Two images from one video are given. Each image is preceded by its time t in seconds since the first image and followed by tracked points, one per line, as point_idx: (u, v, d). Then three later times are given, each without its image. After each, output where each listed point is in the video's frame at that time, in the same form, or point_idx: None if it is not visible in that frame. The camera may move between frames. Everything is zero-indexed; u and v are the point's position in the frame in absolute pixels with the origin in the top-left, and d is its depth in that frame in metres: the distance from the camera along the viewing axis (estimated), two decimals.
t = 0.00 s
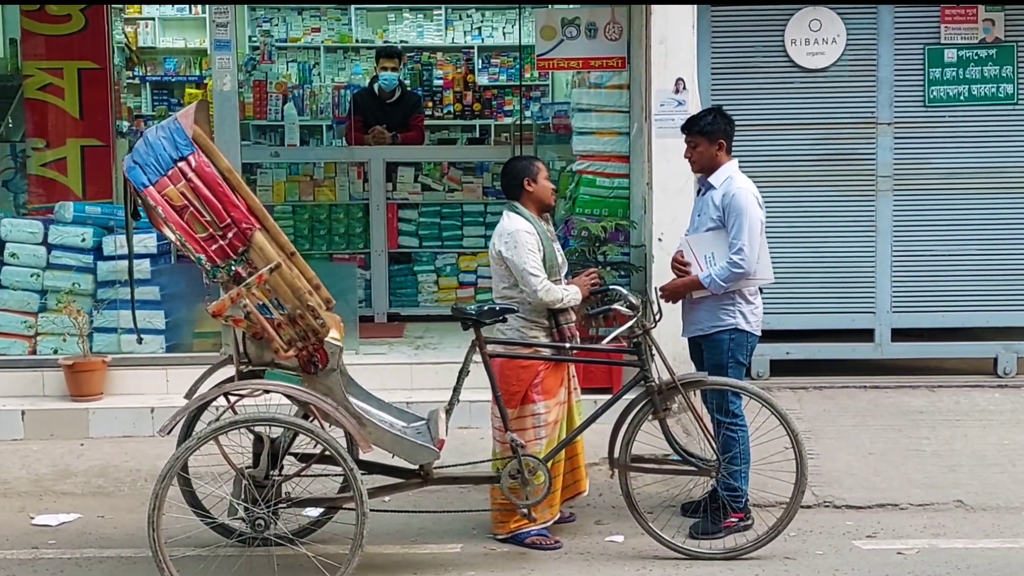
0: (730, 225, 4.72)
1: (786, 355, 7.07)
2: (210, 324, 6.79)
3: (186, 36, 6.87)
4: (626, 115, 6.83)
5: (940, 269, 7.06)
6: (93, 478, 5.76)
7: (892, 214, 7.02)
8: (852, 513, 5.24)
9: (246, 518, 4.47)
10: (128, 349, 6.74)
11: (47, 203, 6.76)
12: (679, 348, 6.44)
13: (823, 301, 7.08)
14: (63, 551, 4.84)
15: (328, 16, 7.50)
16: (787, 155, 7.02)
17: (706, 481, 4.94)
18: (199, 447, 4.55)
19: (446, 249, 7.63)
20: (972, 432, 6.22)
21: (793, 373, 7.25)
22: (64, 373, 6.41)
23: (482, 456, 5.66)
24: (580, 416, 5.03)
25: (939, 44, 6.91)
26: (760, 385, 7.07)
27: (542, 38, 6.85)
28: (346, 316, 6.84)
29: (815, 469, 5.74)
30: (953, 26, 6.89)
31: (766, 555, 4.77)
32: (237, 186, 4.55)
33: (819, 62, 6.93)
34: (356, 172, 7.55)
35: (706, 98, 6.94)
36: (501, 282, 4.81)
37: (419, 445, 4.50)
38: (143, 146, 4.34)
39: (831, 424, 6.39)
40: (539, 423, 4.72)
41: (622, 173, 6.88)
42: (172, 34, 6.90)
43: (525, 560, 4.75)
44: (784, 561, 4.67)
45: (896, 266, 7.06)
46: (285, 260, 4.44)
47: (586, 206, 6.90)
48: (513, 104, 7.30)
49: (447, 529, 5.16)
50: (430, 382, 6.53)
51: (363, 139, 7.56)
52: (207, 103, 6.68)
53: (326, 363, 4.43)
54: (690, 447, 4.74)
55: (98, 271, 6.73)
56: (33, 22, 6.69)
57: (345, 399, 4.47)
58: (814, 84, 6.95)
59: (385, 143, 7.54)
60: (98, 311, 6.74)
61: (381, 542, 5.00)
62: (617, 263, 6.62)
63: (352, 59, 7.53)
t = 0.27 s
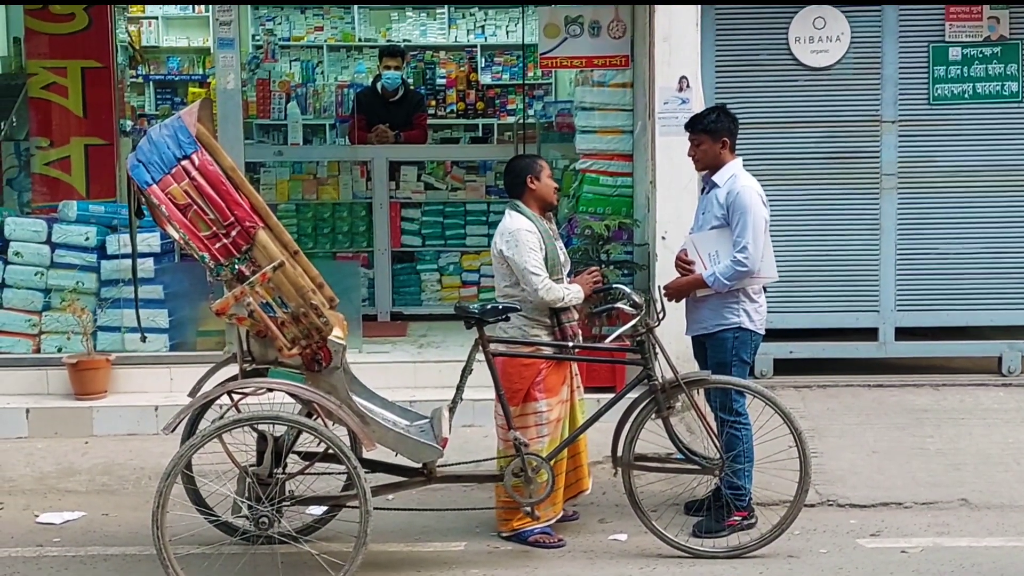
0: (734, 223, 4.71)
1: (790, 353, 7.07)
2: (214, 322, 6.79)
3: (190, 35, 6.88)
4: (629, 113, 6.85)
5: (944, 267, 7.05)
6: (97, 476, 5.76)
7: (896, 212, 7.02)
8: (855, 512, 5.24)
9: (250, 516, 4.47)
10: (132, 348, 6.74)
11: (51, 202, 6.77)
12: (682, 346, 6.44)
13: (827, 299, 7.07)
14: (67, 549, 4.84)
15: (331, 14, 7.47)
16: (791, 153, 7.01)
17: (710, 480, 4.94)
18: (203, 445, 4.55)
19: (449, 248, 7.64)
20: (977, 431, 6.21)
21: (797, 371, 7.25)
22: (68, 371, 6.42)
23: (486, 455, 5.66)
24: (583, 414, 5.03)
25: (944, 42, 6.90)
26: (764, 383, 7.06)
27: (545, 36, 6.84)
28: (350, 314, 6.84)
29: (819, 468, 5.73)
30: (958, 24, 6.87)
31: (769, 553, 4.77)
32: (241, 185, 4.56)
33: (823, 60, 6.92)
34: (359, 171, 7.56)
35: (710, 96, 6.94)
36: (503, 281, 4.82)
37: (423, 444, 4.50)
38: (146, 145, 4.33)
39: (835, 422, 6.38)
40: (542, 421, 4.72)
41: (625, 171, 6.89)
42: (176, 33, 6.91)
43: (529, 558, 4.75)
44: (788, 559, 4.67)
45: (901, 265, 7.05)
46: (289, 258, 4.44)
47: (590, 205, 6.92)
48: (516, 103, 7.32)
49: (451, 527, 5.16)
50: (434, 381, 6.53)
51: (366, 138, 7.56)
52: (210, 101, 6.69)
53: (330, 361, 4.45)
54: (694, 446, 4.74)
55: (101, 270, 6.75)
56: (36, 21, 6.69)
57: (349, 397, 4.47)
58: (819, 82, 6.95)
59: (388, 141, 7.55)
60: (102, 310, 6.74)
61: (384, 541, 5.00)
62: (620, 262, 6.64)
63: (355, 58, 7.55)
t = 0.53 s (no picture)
0: (738, 222, 4.72)
1: (793, 353, 7.07)
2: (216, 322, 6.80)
3: (193, 35, 6.85)
4: (632, 113, 6.83)
5: (947, 267, 7.05)
6: (100, 476, 5.76)
7: (899, 212, 7.02)
8: (858, 512, 5.23)
9: (252, 516, 4.46)
10: (134, 347, 6.75)
11: (54, 202, 6.77)
12: (685, 346, 6.44)
13: (830, 300, 7.07)
14: (69, 548, 4.85)
15: (334, 15, 7.47)
16: (793, 154, 7.01)
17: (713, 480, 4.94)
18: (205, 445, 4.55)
19: (451, 248, 7.64)
20: (979, 431, 6.21)
21: (800, 371, 7.25)
22: (71, 371, 6.42)
23: (489, 454, 5.67)
24: (585, 414, 5.03)
25: (947, 42, 6.90)
26: (767, 383, 7.06)
27: (548, 37, 6.84)
28: (353, 314, 6.85)
29: (821, 468, 5.73)
30: (961, 24, 6.88)
31: (772, 553, 4.77)
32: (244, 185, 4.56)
33: (826, 60, 6.92)
34: (362, 171, 7.58)
35: (713, 96, 6.94)
36: (506, 280, 4.82)
37: (425, 443, 4.50)
38: (150, 144, 4.34)
39: (838, 423, 6.38)
40: (544, 420, 4.72)
41: (628, 171, 6.88)
42: (179, 33, 6.87)
43: (531, 558, 4.75)
44: (790, 559, 4.66)
45: (904, 265, 7.05)
46: (291, 258, 4.44)
47: (592, 205, 6.91)
48: (519, 103, 7.32)
49: (454, 527, 5.16)
50: (437, 380, 6.53)
51: (369, 139, 7.59)
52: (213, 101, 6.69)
53: (332, 361, 4.45)
54: (696, 446, 4.73)
55: (104, 269, 6.75)
56: (40, 21, 6.70)
57: (351, 397, 4.47)
58: (821, 82, 6.95)
59: (391, 141, 7.58)
60: (105, 310, 6.75)
61: (387, 540, 5.00)
62: (623, 262, 6.64)
63: (358, 58, 7.54)
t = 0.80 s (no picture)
0: (741, 222, 4.72)
1: (795, 353, 7.07)
2: (219, 322, 6.80)
3: (196, 35, 6.87)
4: (635, 114, 6.83)
5: (950, 267, 7.05)
6: (103, 476, 5.77)
7: (902, 212, 7.02)
8: (861, 512, 5.23)
9: (255, 516, 4.46)
10: (137, 347, 6.76)
11: (56, 202, 6.77)
12: (688, 346, 6.45)
13: (833, 299, 7.07)
14: (73, 549, 4.85)
15: (337, 15, 7.47)
16: (796, 154, 7.01)
17: (716, 480, 4.93)
18: (208, 445, 4.55)
19: (454, 248, 7.64)
20: (982, 431, 6.21)
21: (803, 372, 7.25)
22: (73, 371, 6.43)
23: (492, 454, 5.67)
24: (587, 414, 5.03)
25: (949, 43, 6.90)
26: (769, 383, 7.06)
27: (551, 37, 6.85)
28: (355, 315, 6.85)
29: (824, 468, 5.73)
30: (963, 24, 6.88)
31: (775, 553, 4.77)
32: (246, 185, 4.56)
33: (829, 60, 6.93)
34: (365, 171, 7.59)
35: (716, 96, 6.95)
36: (508, 280, 4.82)
37: (428, 443, 4.49)
38: (152, 144, 4.34)
39: (840, 423, 6.38)
40: (546, 420, 4.72)
41: (630, 171, 6.88)
42: (182, 33, 6.88)
43: (534, 558, 4.75)
44: (793, 559, 4.66)
45: (906, 265, 7.05)
46: (294, 258, 4.45)
47: (595, 205, 6.91)
48: (522, 103, 7.34)
49: (457, 527, 5.16)
50: (440, 381, 6.53)
51: (372, 139, 7.59)
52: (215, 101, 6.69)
53: (335, 361, 4.44)
54: (699, 445, 4.73)
55: (107, 270, 6.75)
56: (43, 22, 6.72)
57: (353, 397, 4.46)
58: (824, 82, 6.95)
59: (393, 141, 7.57)
60: (108, 310, 6.76)
61: (390, 540, 5.00)
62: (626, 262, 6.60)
63: (360, 58, 7.54)
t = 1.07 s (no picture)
0: (744, 223, 4.72)
1: (798, 354, 7.07)
2: (222, 323, 6.81)
3: (198, 36, 6.91)
4: (637, 115, 6.84)
5: (952, 268, 7.05)
6: (106, 477, 5.77)
7: (904, 213, 7.02)
8: (863, 513, 5.23)
9: (258, 517, 4.46)
10: (140, 348, 6.76)
11: (60, 202, 6.79)
12: (690, 347, 6.45)
13: (836, 300, 7.07)
14: (75, 549, 4.85)
15: (339, 16, 7.55)
16: (798, 154, 7.01)
17: (718, 480, 4.93)
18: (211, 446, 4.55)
19: (457, 248, 7.64)
20: (985, 432, 6.20)
21: (805, 372, 7.25)
22: (76, 372, 6.44)
23: (494, 455, 5.67)
24: (590, 414, 5.02)
25: (951, 43, 6.90)
26: (772, 384, 7.06)
27: (554, 38, 6.85)
28: (358, 315, 6.86)
29: (826, 469, 5.73)
30: (966, 25, 6.88)
31: (777, 554, 4.77)
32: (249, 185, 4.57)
33: (831, 61, 6.93)
34: (367, 172, 7.56)
35: (718, 97, 6.95)
36: (511, 280, 4.82)
37: (430, 443, 4.49)
38: (155, 145, 4.35)
39: (843, 424, 6.38)
40: (548, 421, 4.72)
41: (633, 172, 6.89)
42: (185, 34, 6.93)
43: (537, 558, 4.75)
44: (795, 560, 4.66)
45: (909, 266, 7.05)
46: (297, 259, 4.45)
47: (597, 205, 6.91)
48: (525, 103, 7.34)
49: (460, 527, 5.17)
50: (442, 381, 6.54)
51: (375, 139, 7.57)
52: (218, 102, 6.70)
53: (338, 362, 4.43)
54: (702, 446, 4.73)
55: (110, 270, 6.76)
56: (46, 22, 6.72)
57: (356, 398, 4.46)
58: (826, 83, 6.95)
59: (396, 142, 7.55)
60: (111, 310, 6.77)
61: (393, 541, 5.00)
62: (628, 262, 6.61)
63: (363, 59, 7.61)
